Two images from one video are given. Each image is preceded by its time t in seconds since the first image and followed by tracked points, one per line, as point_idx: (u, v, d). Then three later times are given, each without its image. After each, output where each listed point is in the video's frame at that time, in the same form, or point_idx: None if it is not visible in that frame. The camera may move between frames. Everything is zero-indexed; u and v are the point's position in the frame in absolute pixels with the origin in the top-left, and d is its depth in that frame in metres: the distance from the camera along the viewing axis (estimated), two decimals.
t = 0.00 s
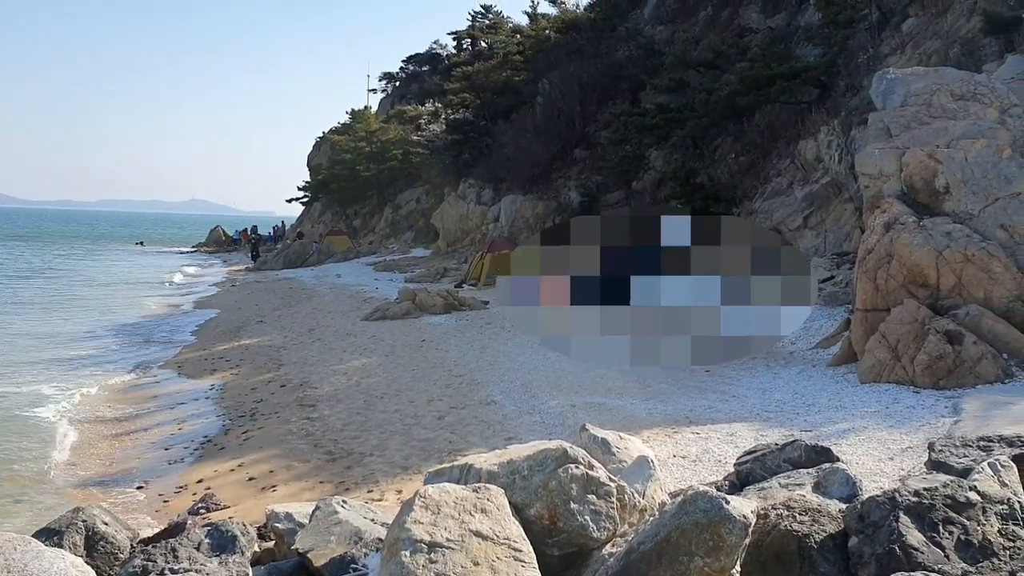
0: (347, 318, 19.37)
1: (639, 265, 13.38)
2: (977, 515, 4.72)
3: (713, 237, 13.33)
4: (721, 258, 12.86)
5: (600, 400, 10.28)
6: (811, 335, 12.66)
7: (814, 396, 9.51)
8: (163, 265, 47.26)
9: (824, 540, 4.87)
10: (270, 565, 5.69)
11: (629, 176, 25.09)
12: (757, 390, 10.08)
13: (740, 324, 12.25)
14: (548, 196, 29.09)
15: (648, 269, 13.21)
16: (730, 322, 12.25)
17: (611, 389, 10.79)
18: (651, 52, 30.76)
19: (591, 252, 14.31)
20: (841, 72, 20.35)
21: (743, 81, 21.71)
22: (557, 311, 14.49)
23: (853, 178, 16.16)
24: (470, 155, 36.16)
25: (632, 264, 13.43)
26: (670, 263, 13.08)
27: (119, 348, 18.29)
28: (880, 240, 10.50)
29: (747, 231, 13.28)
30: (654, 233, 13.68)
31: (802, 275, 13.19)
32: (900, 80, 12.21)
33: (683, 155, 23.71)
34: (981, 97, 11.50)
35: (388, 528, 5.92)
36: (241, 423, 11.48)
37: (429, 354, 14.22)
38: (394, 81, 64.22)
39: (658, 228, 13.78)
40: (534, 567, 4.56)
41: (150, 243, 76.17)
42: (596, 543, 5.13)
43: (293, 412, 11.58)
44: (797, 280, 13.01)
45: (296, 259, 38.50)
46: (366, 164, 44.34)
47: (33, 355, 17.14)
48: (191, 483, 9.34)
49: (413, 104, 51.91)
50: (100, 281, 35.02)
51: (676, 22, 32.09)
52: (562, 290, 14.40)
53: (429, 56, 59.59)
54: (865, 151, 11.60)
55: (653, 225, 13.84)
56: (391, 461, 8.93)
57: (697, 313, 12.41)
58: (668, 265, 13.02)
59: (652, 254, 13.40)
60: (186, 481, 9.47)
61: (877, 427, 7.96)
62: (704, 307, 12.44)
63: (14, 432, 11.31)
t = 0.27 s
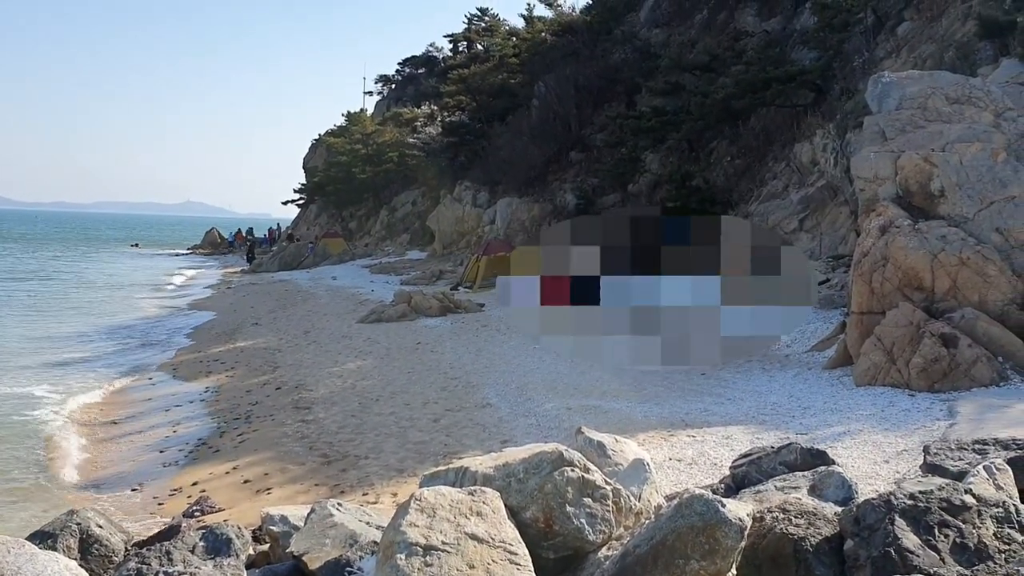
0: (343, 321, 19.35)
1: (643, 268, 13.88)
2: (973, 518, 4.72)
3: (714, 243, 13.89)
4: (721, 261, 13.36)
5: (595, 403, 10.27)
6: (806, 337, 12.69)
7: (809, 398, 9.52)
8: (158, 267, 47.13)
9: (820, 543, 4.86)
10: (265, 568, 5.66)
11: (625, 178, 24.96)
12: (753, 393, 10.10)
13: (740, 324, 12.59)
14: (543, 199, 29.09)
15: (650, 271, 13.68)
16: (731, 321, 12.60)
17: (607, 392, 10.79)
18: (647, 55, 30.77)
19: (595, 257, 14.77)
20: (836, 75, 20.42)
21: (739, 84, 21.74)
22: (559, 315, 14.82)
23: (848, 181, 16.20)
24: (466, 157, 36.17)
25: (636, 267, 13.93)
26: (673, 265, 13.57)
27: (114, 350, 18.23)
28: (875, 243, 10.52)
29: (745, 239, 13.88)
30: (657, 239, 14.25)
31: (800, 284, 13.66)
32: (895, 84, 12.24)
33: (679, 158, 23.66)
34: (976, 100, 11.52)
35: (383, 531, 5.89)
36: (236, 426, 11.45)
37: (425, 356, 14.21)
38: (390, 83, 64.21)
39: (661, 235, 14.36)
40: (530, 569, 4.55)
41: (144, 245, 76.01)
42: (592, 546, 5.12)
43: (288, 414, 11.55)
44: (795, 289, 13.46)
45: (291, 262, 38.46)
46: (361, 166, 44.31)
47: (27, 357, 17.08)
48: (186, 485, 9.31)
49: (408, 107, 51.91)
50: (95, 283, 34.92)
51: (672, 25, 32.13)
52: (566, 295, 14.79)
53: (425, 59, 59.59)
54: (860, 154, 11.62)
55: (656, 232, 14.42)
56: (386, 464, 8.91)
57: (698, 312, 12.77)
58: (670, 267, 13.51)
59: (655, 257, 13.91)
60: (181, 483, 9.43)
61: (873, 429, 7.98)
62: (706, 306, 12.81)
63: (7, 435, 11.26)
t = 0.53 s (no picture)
0: (339, 323, 19.33)
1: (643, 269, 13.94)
2: (970, 520, 4.73)
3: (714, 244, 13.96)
4: (721, 262, 13.43)
5: (592, 405, 10.27)
6: (803, 340, 12.70)
7: (806, 401, 9.52)
8: (154, 268, 47.05)
9: (817, 545, 4.86)
10: (262, 570, 5.65)
11: (622, 180, 25.06)
12: (750, 395, 10.09)
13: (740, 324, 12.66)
14: (540, 201, 29.12)
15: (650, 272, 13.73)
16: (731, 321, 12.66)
17: (604, 394, 10.78)
18: (644, 58, 30.60)
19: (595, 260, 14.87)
20: (833, 78, 20.46)
21: (735, 87, 21.77)
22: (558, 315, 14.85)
23: (845, 184, 16.23)
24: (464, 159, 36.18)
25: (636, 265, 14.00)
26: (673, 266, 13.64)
27: (109, 352, 18.19)
28: (872, 245, 10.56)
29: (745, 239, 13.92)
30: (656, 242, 14.34)
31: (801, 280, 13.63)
32: (892, 86, 12.28)
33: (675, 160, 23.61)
34: (973, 103, 11.54)
35: (380, 533, 5.88)
36: (233, 428, 11.41)
37: (421, 358, 14.21)
38: (387, 85, 64.27)
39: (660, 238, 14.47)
40: (527, 571, 4.54)
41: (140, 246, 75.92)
42: (589, 548, 5.10)
43: (285, 416, 11.53)
44: (796, 286, 13.47)
45: (287, 263, 38.45)
46: (358, 168, 44.30)
47: (22, 358, 17.03)
48: (182, 487, 9.29)
49: (406, 108, 51.92)
50: (91, 284, 34.86)
51: (669, 27, 32.13)
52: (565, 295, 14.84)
53: (422, 60, 59.61)
54: (857, 157, 11.64)
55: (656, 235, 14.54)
56: (383, 466, 8.89)
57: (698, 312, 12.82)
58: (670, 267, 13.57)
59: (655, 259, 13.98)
60: (177, 485, 9.41)
61: (870, 432, 7.98)
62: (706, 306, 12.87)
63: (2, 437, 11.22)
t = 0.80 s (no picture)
0: (337, 325, 19.32)
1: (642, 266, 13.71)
2: (968, 523, 4.74)
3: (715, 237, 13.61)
4: (721, 257, 13.13)
5: (590, 408, 10.26)
6: (801, 343, 12.71)
7: (804, 404, 9.53)
8: (152, 271, 46.99)
9: (815, 548, 4.86)
10: (259, 573, 5.65)
11: (620, 183, 25.02)
12: (747, 398, 10.10)
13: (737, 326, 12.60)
14: (539, 204, 29.14)
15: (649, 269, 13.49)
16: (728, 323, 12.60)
17: (603, 396, 10.79)
18: (642, 60, 30.84)
19: (594, 251, 14.62)
20: (831, 81, 20.50)
21: (734, 90, 21.84)
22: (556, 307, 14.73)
23: (843, 187, 16.26)
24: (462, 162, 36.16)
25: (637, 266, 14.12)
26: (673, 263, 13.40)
27: (107, 354, 18.17)
28: (870, 249, 10.58)
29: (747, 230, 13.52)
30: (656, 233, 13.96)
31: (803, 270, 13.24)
32: (890, 90, 12.30)
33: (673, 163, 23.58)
34: (970, 107, 11.56)
35: (378, 536, 5.88)
36: (230, 430, 11.39)
37: (419, 360, 14.20)
38: (385, 88, 64.30)
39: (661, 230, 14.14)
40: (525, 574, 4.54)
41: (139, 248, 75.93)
42: (588, 550, 5.10)
43: (283, 418, 11.51)
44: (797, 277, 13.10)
45: (286, 265, 38.45)
46: (356, 170, 44.31)
47: (19, 360, 17.00)
48: (180, 489, 9.28)
49: (404, 111, 51.94)
50: (88, 286, 34.82)
51: (668, 30, 32.14)
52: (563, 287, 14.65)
53: (421, 63, 59.65)
54: (855, 160, 11.66)
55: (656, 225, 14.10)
56: (381, 468, 8.89)
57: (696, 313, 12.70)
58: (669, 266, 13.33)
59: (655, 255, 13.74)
60: (175, 487, 9.40)
61: (868, 435, 7.98)
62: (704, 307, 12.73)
63: None
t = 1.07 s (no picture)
0: (334, 328, 19.30)
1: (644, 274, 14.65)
2: (965, 527, 4.74)
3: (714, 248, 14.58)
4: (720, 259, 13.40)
5: (588, 411, 10.26)
6: (799, 347, 12.72)
7: (801, 407, 9.56)
8: (149, 274, 46.93)
9: (812, 553, 4.85)
10: None
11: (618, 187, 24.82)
12: (745, 402, 10.12)
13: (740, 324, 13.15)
14: (536, 207, 29.16)
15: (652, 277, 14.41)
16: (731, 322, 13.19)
17: (601, 400, 10.78)
18: (640, 65, 30.89)
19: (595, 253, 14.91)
20: (829, 85, 20.53)
21: (731, 94, 21.92)
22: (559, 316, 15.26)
23: (840, 192, 16.27)
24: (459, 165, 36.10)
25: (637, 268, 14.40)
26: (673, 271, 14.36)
27: (103, 357, 18.13)
28: (867, 253, 10.60)
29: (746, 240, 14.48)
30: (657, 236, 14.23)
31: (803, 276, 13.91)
32: (887, 94, 12.32)
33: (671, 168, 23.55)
34: (968, 112, 11.58)
35: (375, 540, 5.86)
36: (227, 434, 11.37)
37: (416, 364, 14.20)
38: (384, 91, 64.35)
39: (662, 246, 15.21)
40: None
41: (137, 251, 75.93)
42: (585, 554, 5.10)
43: (280, 422, 11.50)
44: (797, 281, 13.74)
45: (283, 268, 38.43)
46: (354, 173, 44.30)
47: (15, 363, 16.96)
48: (177, 493, 9.26)
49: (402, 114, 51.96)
50: (85, 289, 34.76)
51: (665, 34, 32.17)
52: (567, 298, 15.31)
53: (419, 66, 59.69)
54: (853, 164, 11.68)
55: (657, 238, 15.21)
56: (378, 472, 8.88)
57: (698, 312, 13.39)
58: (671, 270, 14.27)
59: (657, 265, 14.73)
60: (172, 490, 9.38)
61: (865, 438, 8.01)
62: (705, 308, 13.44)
63: None
